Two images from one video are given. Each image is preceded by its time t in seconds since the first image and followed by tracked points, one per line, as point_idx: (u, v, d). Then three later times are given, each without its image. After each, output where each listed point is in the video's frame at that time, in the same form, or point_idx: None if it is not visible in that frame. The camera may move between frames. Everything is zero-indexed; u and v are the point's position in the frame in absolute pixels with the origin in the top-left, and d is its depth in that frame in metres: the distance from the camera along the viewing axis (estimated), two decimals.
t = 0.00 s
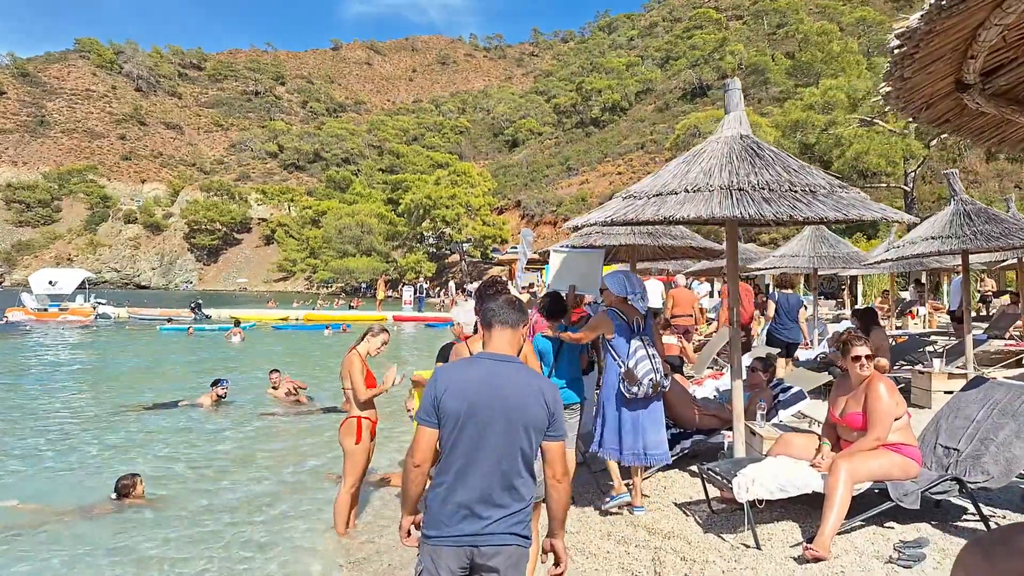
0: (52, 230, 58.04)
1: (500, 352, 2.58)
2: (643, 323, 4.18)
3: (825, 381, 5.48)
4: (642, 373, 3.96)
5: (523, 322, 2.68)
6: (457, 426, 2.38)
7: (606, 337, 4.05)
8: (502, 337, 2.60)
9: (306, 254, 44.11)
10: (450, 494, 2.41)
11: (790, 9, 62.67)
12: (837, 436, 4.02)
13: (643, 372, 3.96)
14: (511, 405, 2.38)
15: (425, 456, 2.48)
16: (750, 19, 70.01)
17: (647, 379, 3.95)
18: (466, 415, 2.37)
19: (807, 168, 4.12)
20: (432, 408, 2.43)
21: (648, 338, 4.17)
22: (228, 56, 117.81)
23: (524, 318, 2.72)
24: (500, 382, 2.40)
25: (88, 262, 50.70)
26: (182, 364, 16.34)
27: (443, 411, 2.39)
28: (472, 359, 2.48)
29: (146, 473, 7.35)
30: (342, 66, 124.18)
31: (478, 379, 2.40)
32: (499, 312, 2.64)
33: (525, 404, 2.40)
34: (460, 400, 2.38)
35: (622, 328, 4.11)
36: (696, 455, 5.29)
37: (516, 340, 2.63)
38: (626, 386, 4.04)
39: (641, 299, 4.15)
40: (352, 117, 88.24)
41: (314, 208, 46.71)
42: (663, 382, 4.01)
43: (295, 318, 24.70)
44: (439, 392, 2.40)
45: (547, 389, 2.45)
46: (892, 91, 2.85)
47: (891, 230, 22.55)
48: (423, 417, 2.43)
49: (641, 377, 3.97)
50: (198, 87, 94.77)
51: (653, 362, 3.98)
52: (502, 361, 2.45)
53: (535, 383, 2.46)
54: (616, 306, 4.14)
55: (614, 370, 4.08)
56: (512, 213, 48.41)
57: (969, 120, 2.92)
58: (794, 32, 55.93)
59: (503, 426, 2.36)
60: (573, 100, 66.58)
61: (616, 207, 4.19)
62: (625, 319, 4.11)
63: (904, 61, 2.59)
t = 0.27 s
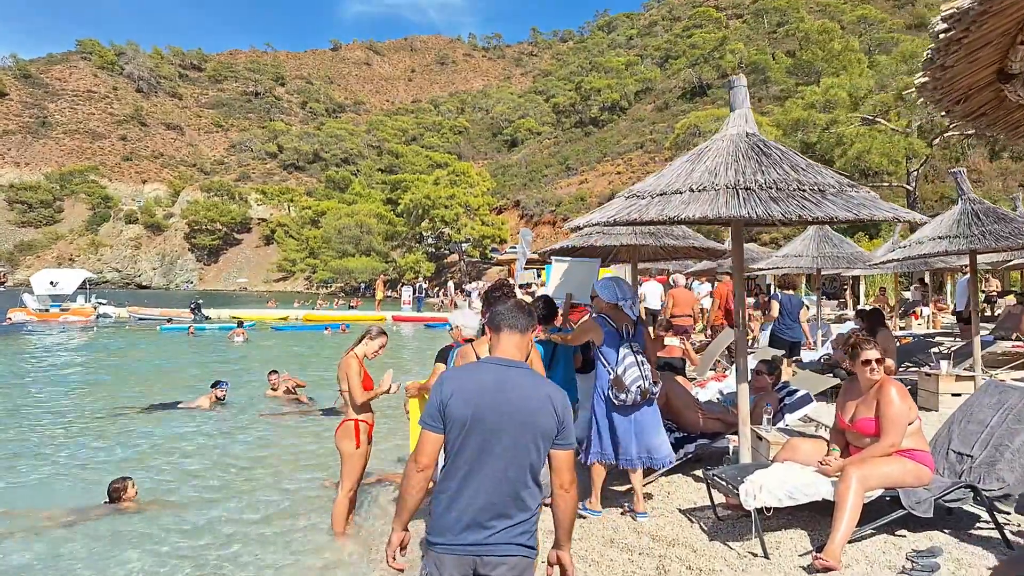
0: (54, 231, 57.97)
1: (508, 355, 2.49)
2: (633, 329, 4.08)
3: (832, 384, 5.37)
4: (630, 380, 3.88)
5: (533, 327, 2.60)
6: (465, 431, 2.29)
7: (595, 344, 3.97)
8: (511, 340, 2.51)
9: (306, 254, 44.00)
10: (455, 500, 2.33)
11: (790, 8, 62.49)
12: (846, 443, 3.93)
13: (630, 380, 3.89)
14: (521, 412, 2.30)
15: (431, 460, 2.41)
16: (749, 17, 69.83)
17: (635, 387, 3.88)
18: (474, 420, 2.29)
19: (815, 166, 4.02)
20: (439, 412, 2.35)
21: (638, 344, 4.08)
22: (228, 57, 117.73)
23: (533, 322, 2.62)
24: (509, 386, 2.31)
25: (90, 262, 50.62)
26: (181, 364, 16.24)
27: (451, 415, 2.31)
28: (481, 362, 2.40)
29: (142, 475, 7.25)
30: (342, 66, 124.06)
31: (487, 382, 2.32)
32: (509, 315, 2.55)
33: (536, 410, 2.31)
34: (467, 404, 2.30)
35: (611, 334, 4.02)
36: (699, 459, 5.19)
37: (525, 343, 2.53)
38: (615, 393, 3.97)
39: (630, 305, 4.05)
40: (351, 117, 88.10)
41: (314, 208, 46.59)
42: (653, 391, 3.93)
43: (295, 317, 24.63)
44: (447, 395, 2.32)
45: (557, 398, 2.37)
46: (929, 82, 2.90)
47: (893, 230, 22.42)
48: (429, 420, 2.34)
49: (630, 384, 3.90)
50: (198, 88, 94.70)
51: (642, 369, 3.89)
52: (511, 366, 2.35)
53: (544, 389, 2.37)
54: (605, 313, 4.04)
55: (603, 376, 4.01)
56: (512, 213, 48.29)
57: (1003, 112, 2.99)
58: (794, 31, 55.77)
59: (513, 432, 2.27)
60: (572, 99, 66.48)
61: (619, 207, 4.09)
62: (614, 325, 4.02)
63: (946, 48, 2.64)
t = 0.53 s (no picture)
0: (64, 231, 58.30)
1: (524, 354, 2.40)
2: (626, 330, 4.12)
3: (852, 387, 5.31)
4: (622, 380, 3.96)
5: (549, 324, 2.51)
6: (478, 430, 2.22)
7: (591, 344, 4.01)
8: (526, 337, 2.42)
9: (312, 254, 44.03)
10: (469, 500, 2.27)
11: (797, 7, 62.18)
12: (866, 445, 3.84)
13: (623, 379, 3.96)
14: (535, 409, 2.23)
15: (445, 459, 2.34)
16: (755, 17, 69.50)
17: (627, 387, 3.96)
18: (487, 418, 2.21)
19: (832, 164, 3.91)
20: (453, 410, 2.28)
21: (633, 344, 4.11)
22: (236, 57, 118.14)
23: (551, 319, 2.53)
24: (525, 383, 2.24)
25: (99, 262, 50.78)
26: (188, 363, 16.24)
27: (464, 413, 2.25)
28: (499, 359, 2.31)
29: (144, 475, 7.14)
30: (349, 67, 124.31)
31: (502, 381, 2.24)
32: (525, 311, 2.47)
33: (552, 409, 2.23)
34: (482, 401, 2.23)
35: (607, 334, 4.06)
36: (714, 460, 5.12)
37: (540, 343, 2.45)
38: (608, 393, 4.04)
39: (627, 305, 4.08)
40: (358, 118, 88.24)
41: (321, 208, 46.63)
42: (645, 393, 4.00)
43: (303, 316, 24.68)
44: (461, 393, 2.24)
45: (573, 395, 2.28)
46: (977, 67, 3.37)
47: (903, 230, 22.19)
48: (444, 419, 2.27)
49: (622, 385, 3.98)
50: (206, 88, 95.05)
51: (635, 369, 3.95)
52: (526, 362, 2.27)
53: (560, 387, 2.29)
54: (599, 313, 4.09)
55: (598, 377, 4.05)
56: (517, 213, 48.20)
57: None
58: (801, 30, 55.46)
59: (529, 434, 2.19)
60: (578, 99, 66.39)
61: (631, 203, 4.00)
62: (610, 325, 4.06)
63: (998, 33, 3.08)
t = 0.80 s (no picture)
0: (77, 230, 58.68)
1: (535, 350, 2.41)
2: (628, 328, 4.34)
3: (874, 386, 5.20)
4: (622, 375, 4.09)
5: (562, 319, 2.51)
6: (492, 425, 2.26)
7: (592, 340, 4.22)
8: (539, 334, 2.42)
9: (323, 253, 44.11)
10: (486, 494, 2.31)
11: (809, 7, 61.72)
12: (891, 447, 3.74)
13: (623, 374, 4.09)
14: (548, 403, 2.25)
15: (463, 455, 2.38)
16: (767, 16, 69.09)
17: (627, 382, 4.08)
18: (501, 414, 2.25)
19: (857, 157, 3.81)
20: (467, 407, 2.32)
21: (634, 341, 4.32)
22: (247, 58, 118.65)
23: (563, 314, 2.53)
24: (536, 378, 2.26)
25: (111, 261, 51.06)
26: (199, 361, 16.27)
27: (477, 410, 2.28)
28: (510, 355, 2.34)
29: (151, 472, 7.07)
30: (359, 67, 124.62)
31: (514, 376, 2.27)
32: (539, 307, 2.47)
33: (563, 404, 2.25)
34: (495, 398, 2.26)
35: (608, 330, 4.27)
36: (731, 461, 5.01)
37: (553, 337, 2.44)
38: (608, 388, 4.18)
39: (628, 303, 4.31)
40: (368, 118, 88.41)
41: (331, 208, 46.69)
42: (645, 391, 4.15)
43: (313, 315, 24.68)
44: (475, 389, 2.29)
45: (585, 388, 2.30)
46: None
47: (918, 230, 21.93)
48: (460, 416, 2.32)
49: (622, 379, 4.10)
50: (217, 88, 95.50)
51: (635, 364, 4.10)
52: (538, 358, 2.30)
53: (573, 380, 2.31)
54: (602, 311, 4.32)
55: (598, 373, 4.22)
56: (527, 213, 48.12)
57: None
58: (813, 29, 55.04)
59: (539, 430, 2.23)
60: (588, 100, 66.26)
61: (650, 197, 3.91)
62: (612, 323, 4.27)
63: None
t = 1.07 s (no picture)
0: (82, 230, 58.79)
1: (540, 347, 2.46)
2: (630, 335, 4.50)
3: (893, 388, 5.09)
4: (620, 384, 4.29)
5: (564, 315, 2.56)
6: (500, 420, 2.35)
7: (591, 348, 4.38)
8: (541, 330, 2.47)
9: (328, 254, 44.11)
10: (500, 489, 2.38)
11: (815, 7, 61.43)
12: (912, 452, 3.64)
13: (620, 384, 4.29)
14: (554, 396, 2.32)
15: (476, 456, 2.45)
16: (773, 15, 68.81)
17: (624, 391, 4.26)
18: (508, 412, 2.33)
19: (878, 155, 3.71)
20: (476, 408, 2.40)
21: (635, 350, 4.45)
22: (252, 58, 118.80)
23: (566, 310, 2.58)
24: (541, 372, 2.34)
25: (116, 261, 51.12)
26: (204, 361, 16.24)
27: (486, 409, 2.36)
28: (514, 355, 2.41)
29: (152, 476, 6.99)
30: (364, 68, 124.68)
31: (520, 374, 2.34)
32: (539, 303, 2.53)
33: (568, 395, 2.32)
34: (501, 397, 2.35)
35: (610, 337, 4.42)
36: (745, 466, 4.91)
37: (557, 332, 2.49)
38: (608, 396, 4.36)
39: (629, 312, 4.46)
40: (374, 118, 88.39)
41: (336, 208, 46.66)
42: (642, 398, 4.27)
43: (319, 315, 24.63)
44: (483, 389, 2.37)
45: (587, 378, 2.37)
46: None
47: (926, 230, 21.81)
48: (471, 417, 2.40)
49: (619, 388, 4.30)
50: (223, 89, 95.62)
51: (632, 373, 4.30)
52: (541, 353, 2.37)
53: (576, 373, 2.37)
54: (607, 317, 4.47)
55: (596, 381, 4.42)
56: (533, 213, 48.05)
57: None
58: (820, 29, 54.74)
59: (546, 423, 2.29)
60: (594, 99, 66.15)
61: (664, 196, 3.82)
62: (613, 331, 4.44)
63: None
